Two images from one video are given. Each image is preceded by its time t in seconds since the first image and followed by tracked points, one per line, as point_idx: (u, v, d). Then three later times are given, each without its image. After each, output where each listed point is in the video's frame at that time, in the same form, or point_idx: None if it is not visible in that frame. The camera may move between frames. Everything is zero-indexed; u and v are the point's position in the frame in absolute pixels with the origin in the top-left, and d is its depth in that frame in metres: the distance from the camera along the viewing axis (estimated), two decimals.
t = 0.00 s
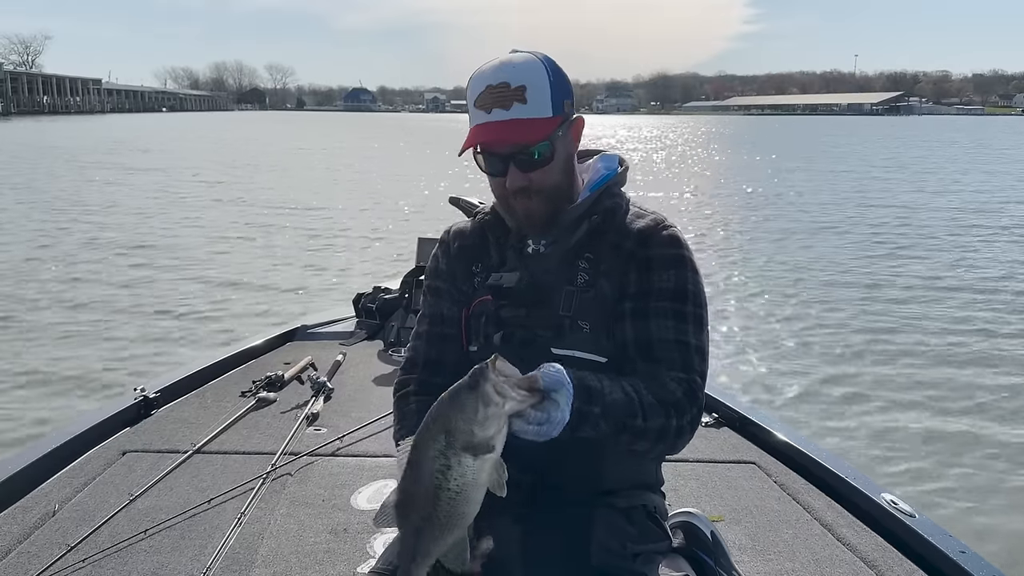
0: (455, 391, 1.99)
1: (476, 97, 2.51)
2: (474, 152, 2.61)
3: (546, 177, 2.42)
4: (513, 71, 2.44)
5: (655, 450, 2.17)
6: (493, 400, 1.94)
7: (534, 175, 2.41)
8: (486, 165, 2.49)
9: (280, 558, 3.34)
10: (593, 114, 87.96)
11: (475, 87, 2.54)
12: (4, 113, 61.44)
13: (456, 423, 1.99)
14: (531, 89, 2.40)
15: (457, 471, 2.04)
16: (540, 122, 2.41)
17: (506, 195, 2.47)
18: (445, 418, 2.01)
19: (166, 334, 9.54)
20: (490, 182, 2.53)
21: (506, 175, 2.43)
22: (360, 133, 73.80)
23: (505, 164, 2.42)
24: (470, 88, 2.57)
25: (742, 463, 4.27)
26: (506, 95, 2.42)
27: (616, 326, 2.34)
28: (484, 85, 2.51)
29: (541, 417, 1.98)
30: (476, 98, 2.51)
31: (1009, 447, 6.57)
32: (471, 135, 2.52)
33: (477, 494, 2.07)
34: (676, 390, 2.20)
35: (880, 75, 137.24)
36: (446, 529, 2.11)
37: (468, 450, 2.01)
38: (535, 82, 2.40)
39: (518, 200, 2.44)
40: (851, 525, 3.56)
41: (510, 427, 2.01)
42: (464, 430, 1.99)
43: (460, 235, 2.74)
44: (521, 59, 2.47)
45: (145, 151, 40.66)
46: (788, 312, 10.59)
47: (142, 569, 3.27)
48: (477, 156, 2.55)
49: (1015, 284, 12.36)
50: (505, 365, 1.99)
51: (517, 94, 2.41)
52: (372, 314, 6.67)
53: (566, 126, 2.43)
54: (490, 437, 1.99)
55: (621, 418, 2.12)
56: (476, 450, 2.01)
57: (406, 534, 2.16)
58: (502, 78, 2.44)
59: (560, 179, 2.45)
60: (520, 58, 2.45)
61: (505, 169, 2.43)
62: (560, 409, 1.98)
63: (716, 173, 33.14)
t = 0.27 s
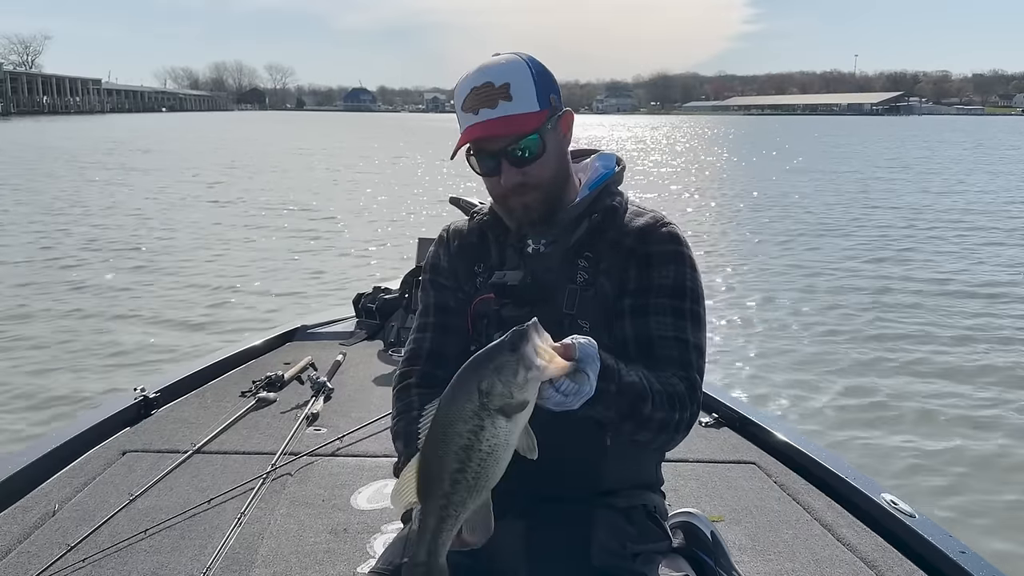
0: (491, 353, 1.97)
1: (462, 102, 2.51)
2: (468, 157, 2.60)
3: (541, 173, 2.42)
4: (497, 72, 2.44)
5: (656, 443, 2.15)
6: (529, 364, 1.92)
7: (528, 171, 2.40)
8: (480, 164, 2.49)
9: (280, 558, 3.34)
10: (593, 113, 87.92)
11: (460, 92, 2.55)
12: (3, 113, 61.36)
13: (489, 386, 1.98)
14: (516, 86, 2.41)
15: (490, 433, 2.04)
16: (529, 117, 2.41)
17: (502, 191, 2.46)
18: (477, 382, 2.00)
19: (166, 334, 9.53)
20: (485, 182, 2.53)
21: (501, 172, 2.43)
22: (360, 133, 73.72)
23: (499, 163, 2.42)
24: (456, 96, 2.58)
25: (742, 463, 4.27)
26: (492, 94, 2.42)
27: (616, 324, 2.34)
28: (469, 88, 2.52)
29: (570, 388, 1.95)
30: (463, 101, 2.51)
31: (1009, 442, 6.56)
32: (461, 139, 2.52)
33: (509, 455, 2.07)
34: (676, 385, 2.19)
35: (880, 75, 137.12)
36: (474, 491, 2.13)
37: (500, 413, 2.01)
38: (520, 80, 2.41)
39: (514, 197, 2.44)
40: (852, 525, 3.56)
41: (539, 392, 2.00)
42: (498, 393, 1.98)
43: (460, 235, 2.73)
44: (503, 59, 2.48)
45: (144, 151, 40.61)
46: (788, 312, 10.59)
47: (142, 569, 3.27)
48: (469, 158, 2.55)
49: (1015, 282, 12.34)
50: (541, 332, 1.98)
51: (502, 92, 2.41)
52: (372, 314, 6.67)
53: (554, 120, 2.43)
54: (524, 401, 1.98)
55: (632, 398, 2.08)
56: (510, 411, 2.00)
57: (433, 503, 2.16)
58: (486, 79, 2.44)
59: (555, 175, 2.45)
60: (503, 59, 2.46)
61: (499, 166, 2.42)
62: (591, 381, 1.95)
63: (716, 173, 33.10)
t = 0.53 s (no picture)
0: (505, 321, 1.99)
1: (458, 105, 2.52)
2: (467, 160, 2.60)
3: (541, 172, 2.41)
4: (491, 73, 2.44)
5: (658, 439, 2.15)
6: (541, 334, 1.93)
7: (528, 170, 2.40)
8: (478, 168, 2.48)
9: (281, 558, 3.34)
10: (593, 114, 87.89)
11: (456, 98, 2.55)
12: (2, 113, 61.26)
13: (500, 354, 2.00)
14: (511, 87, 2.41)
15: (499, 402, 2.05)
16: (525, 117, 2.41)
17: (502, 193, 2.45)
18: (489, 350, 2.01)
19: (166, 334, 9.53)
20: (484, 187, 2.52)
21: (501, 173, 2.42)
22: (359, 133, 73.65)
23: (498, 164, 2.42)
24: (451, 100, 2.58)
25: (743, 463, 4.27)
26: (488, 96, 2.42)
27: (616, 321, 2.35)
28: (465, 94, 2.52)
29: (581, 363, 1.94)
30: (459, 107, 2.52)
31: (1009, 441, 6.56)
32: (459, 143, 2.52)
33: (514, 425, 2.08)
34: (678, 380, 2.18)
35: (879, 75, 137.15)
36: (481, 461, 2.13)
37: (511, 381, 2.02)
38: (516, 80, 2.41)
39: (514, 198, 2.43)
40: (852, 525, 3.56)
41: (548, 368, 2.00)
42: (509, 361, 2.00)
43: (460, 235, 2.73)
44: (496, 63, 2.49)
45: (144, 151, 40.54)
46: (789, 312, 10.59)
47: (143, 569, 3.28)
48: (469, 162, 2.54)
49: (1015, 282, 12.33)
50: (556, 306, 1.99)
51: (498, 94, 2.41)
52: (372, 314, 6.66)
53: (551, 119, 2.43)
54: (534, 371, 2.00)
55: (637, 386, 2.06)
56: (520, 381, 2.02)
57: (436, 472, 2.15)
58: (481, 81, 2.45)
59: (554, 174, 2.44)
60: (497, 61, 2.47)
61: (499, 168, 2.42)
62: (601, 357, 1.94)
63: (716, 173, 33.09)
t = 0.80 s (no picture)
0: (507, 304, 1.97)
1: (460, 103, 2.51)
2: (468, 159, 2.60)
3: (542, 170, 2.41)
4: (493, 72, 2.45)
5: (656, 438, 2.13)
6: (539, 324, 1.91)
7: (529, 169, 2.39)
8: (479, 165, 2.48)
9: (281, 558, 3.34)
10: (593, 114, 87.89)
11: (457, 96, 2.55)
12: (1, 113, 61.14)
13: (495, 336, 1.99)
14: (512, 86, 2.41)
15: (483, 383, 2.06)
16: (527, 115, 2.41)
17: (502, 190, 2.45)
18: (484, 331, 2.00)
19: (166, 334, 9.52)
20: (485, 185, 2.52)
21: (501, 171, 2.42)
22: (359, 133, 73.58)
23: (499, 162, 2.41)
24: (452, 98, 2.58)
25: (743, 463, 4.27)
26: (489, 94, 2.42)
27: (616, 319, 2.34)
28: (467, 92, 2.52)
29: (576, 358, 1.91)
30: (461, 106, 2.52)
31: (1010, 439, 6.56)
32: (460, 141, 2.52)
33: (496, 410, 2.07)
34: (677, 379, 2.17)
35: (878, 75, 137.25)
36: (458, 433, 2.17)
37: (503, 366, 2.00)
38: (517, 79, 2.42)
39: (515, 195, 2.43)
40: (853, 525, 3.56)
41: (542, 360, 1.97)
42: (504, 346, 1.98)
43: (461, 235, 2.73)
44: (498, 61, 2.49)
45: (143, 151, 40.49)
46: (789, 312, 10.59)
47: (143, 569, 3.27)
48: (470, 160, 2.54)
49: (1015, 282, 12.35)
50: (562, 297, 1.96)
51: (499, 92, 2.41)
52: (372, 314, 6.66)
53: (553, 118, 2.43)
54: (528, 357, 1.97)
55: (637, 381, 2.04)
56: (510, 368, 2.00)
57: (412, 434, 2.24)
58: (483, 79, 2.45)
59: (555, 173, 2.44)
60: (499, 59, 2.47)
61: (499, 166, 2.42)
62: (597, 356, 1.91)
63: (716, 173, 33.10)
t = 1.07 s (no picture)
0: (510, 286, 1.98)
1: (466, 101, 2.51)
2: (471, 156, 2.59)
3: (545, 171, 2.41)
4: (500, 72, 2.44)
5: (651, 436, 2.12)
6: (540, 309, 1.91)
7: (532, 170, 2.40)
8: (483, 165, 2.47)
9: (281, 558, 3.35)
10: (593, 114, 87.90)
11: (463, 93, 2.54)
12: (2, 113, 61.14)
13: (495, 315, 2.00)
14: (519, 86, 2.41)
15: (469, 358, 2.11)
16: (532, 116, 2.41)
17: (504, 190, 2.45)
18: (485, 310, 2.02)
19: (167, 334, 9.53)
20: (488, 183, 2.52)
21: (504, 171, 2.42)
22: (359, 133, 73.57)
23: (502, 161, 2.41)
24: (459, 95, 2.58)
25: (743, 463, 4.27)
26: (496, 93, 2.41)
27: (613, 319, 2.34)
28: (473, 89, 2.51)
29: (573, 346, 1.88)
30: (467, 103, 2.51)
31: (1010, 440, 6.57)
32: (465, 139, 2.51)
33: (478, 390, 2.13)
34: (671, 377, 2.16)
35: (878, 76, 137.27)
36: (436, 402, 2.25)
37: (496, 347, 2.03)
38: (524, 79, 2.41)
39: (517, 195, 2.43)
40: (852, 526, 3.56)
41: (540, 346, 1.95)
42: (501, 327, 1.99)
43: (462, 235, 2.73)
44: (506, 61, 2.48)
45: (143, 151, 40.48)
46: (789, 312, 10.60)
47: (143, 569, 3.27)
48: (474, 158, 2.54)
49: (1015, 283, 12.36)
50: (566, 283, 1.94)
51: (505, 92, 2.41)
52: (372, 314, 6.66)
53: (557, 119, 2.43)
54: (525, 341, 1.96)
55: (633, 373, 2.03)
56: (500, 351, 2.03)
57: (392, 389, 2.34)
58: (489, 79, 2.44)
59: (558, 173, 2.44)
60: (505, 58, 2.47)
61: (503, 166, 2.41)
62: (596, 345, 1.88)
63: (716, 173, 33.12)
